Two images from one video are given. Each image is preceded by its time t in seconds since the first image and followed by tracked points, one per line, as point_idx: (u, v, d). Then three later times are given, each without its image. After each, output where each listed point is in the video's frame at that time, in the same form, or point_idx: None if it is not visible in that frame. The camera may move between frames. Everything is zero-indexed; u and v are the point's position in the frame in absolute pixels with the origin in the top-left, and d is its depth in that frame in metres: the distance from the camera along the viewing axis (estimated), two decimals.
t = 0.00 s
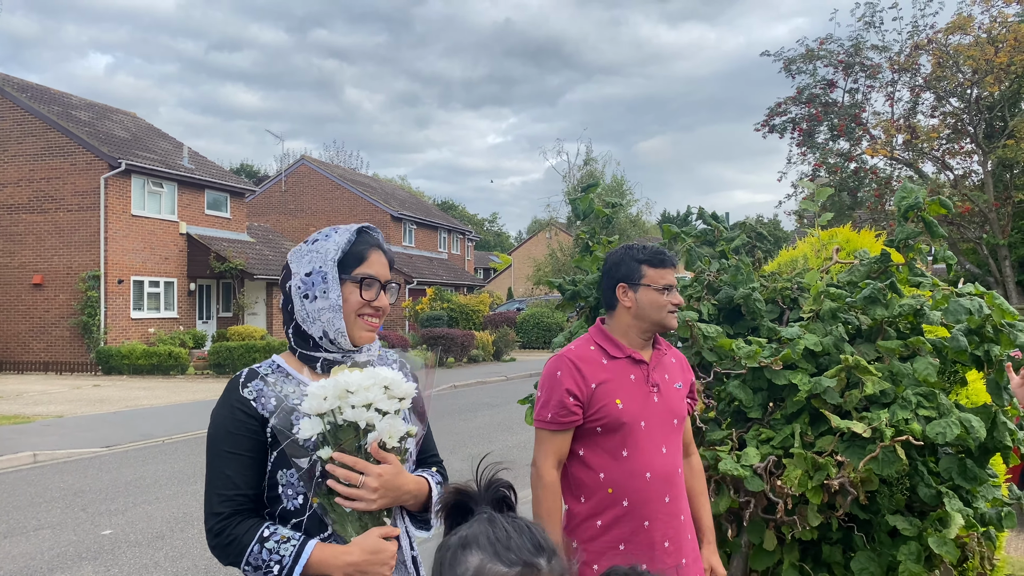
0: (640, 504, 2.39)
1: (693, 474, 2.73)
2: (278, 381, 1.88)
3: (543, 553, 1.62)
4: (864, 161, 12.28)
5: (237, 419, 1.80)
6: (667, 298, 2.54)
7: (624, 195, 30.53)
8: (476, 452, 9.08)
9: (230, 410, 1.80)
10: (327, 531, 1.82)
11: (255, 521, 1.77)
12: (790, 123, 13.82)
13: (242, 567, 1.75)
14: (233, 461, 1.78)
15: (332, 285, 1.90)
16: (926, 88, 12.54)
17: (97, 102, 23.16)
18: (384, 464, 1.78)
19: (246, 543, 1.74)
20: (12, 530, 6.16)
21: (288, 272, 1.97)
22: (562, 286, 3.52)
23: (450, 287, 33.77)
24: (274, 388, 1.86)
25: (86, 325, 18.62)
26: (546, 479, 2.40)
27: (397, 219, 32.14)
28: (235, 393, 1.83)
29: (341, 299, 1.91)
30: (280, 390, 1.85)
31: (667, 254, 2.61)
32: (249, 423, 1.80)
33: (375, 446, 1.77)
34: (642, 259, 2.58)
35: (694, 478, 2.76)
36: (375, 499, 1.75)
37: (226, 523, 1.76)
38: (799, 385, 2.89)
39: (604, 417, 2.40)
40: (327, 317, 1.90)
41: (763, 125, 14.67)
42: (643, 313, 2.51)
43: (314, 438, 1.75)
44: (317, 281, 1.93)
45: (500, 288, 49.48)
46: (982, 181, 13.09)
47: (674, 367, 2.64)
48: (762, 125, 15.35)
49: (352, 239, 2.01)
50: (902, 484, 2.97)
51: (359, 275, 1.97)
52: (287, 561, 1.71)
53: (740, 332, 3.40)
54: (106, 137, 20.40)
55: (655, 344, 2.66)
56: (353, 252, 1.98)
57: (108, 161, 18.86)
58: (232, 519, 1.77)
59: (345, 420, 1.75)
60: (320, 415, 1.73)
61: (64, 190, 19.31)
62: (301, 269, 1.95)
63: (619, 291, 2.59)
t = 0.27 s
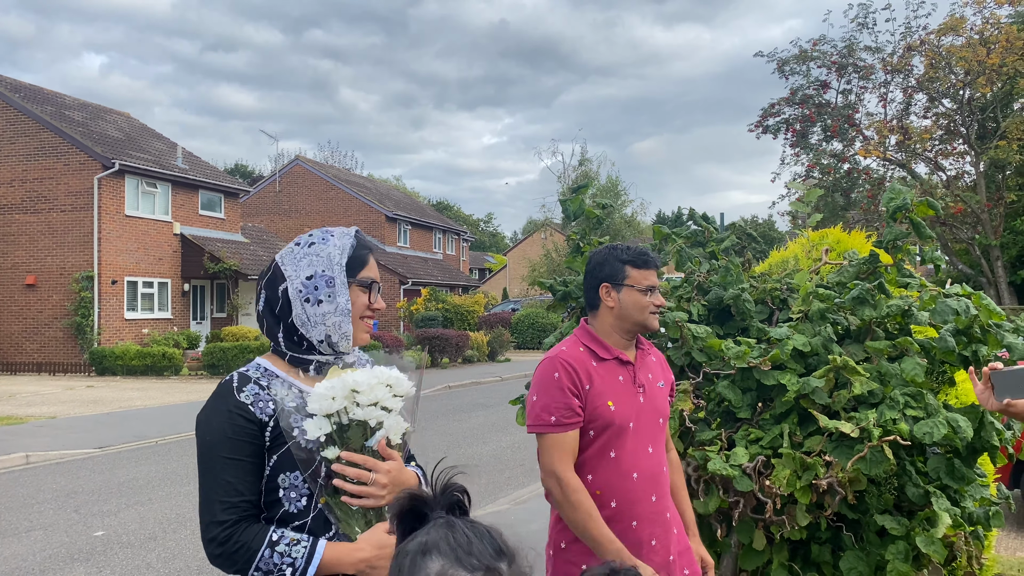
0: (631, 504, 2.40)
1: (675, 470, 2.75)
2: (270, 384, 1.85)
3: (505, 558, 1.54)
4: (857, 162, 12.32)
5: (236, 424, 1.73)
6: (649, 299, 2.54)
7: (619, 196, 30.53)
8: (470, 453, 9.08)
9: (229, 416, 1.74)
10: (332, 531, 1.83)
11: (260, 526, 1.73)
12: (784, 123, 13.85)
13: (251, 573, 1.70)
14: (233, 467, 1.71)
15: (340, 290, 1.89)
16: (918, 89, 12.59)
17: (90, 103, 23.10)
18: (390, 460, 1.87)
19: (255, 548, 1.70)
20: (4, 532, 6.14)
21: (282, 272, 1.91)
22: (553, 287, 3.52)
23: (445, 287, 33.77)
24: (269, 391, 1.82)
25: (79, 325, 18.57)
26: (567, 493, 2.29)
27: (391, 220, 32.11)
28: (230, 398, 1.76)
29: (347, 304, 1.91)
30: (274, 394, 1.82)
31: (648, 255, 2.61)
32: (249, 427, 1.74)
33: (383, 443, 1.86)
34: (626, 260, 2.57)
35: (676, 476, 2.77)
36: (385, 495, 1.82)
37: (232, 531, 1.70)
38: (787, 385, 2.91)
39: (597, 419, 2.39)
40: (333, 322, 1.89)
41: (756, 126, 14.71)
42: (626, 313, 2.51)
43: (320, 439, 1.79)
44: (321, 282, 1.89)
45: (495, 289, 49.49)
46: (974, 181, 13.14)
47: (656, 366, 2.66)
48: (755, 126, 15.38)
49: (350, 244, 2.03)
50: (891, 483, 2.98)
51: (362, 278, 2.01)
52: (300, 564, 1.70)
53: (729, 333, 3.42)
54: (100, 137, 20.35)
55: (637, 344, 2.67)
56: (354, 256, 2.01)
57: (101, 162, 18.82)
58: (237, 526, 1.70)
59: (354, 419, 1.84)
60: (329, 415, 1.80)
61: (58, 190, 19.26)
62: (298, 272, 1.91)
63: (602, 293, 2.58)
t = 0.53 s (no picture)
0: (647, 497, 2.38)
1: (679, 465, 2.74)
2: (254, 380, 1.83)
3: (475, 541, 1.57)
4: (847, 161, 12.38)
5: (228, 422, 1.70)
6: (661, 297, 2.48)
7: (611, 194, 30.57)
8: (461, 451, 9.09)
9: (219, 415, 1.70)
10: (323, 524, 1.85)
11: (255, 523, 1.70)
12: (774, 122, 13.90)
13: (247, 570, 1.68)
14: (226, 466, 1.68)
15: (326, 286, 1.90)
16: (908, 88, 12.65)
17: (80, 99, 22.99)
18: (380, 454, 1.91)
19: (252, 546, 1.67)
20: None
21: (265, 269, 1.90)
22: (542, 285, 3.53)
23: (437, 286, 33.74)
24: (258, 388, 1.81)
25: (69, 323, 18.50)
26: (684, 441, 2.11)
27: (383, 218, 32.07)
28: (219, 396, 1.73)
29: (332, 300, 1.92)
30: (262, 390, 1.81)
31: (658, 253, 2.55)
32: (240, 426, 1.72)
33: (374, 438, 1.90)
34: (638, 258, 2.49)
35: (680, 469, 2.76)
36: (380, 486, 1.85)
37: (228, 529, 1.66)
38: (772, 381, 2.93)
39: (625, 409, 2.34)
40: (318, 318, 1.90)
41: (747, 124, 14.75)
42: (638, 313, 2.45)
43: (311, 433, 1.80)
44: (308, 280, 1.90)
45: (487, 287, 49.48)
46: (963, 180, 13.21)
47: (665, 364, 2.63)
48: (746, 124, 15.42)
49: (334, 240, 2.04)
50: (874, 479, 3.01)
51: (346, 275, 2.02)
52: (297, 558, 1.71)
53: (715, 330, 3.44)
54: (90, 134, 20.26)
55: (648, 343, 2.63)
56: (338, 252, 2.01)
57: (91, 158, 18.74)
58: (232, 524, 1.67)
59: (347, 413, 1.86)
60: (323, 410, 1.81)
61: (47, 187, 19.17)
62: (282, 268, 1.90)
63: (614, 290, 2.52)
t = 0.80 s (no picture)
0: (698, 477, 2.35)
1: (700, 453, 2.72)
2: (231, 372, 1.86)
3: (460, 521, 1.59)
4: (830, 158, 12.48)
5: (203, 413, 1.72)
6: (704, 290, 2.50)
7: (597, 190, 30.65)
8: (445, 445, 9.11)
9: (194, 405, 1.72)
10: (298, 513, 1.87)
11: (230, 512, 1.72)
12: (759, 119, 13.98)
13: (222, 559, 1.70)
14: (202, 456, 1.69)
15: (301, 279, 1.92)
16: (890, 86, 12.76)
17: (63, 92, 22.82)
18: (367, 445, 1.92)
19: (226, 534, 1.69)
20: None
21: (239, 261, 1.92)
22: (524, 278, 3.56)
23: (423, 281, 33.71)
24: (232, 379, 1.83)
25: (52, 317, 18.38)
26: (785, 390, 2.10)
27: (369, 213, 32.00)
28: (194, 387, 1.76)
29: (307, 292, 1.94)
30: (237, 381, 1.84)
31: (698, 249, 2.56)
32: (215, 416, 1.74)
33: (357, 430, 1.91)
34: (681, 253, 2.50)
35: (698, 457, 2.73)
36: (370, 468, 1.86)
37: (204, 518, 1.68)
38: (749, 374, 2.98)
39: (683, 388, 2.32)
40: (294, 309, 1.92)
41: (732, 121, 14.84)
42: (684, 307, 2.47)
43: (290, 424, 1.82)
44: (285, 271, 1.92)
45: (473, 283, 49.49)
46: (945, 178, 13.35)
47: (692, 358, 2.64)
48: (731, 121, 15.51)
49: (308, 232, 2.06)
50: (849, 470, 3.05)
51: (321, 267, 2.05)
52: (273, 547, 1.72)
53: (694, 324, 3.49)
54: (73, 127, 20.12)
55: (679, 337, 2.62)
56: (313, 244, 2.03)
57: (75, 152, 18.62)
58: (207, 513, 1.68)
59: (330, 406, 1.87)
60: (306, 402, 1.83)
61: (30, 181, 19.03)
62: (257, 260, 1.92)
63: (657, 285, 2.51)
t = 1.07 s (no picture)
0: (711, 459, 2.40)
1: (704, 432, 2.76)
2: (206, 362, 1.86)
3: (459, 509, 1.66)
4: (806, 154, 12.60)
5: (177, 403, 1.73)
6: (727, 280, 2.53)
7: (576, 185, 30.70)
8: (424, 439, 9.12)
9: (168, 395, 1.74)
10: (270, 504, 1.87)
11: (200, 502, 1.74)
12: (736, 115, 14.07)
13: (191, 548, 1.71)
14: (174, 446, 1.71)
15: (278, 270, 1.94)
16: (866, 83, 12.90)
17: (36, 82, 22.49)
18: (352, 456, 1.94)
19: (195, 524, 1.70)
20: None
21: (216, 253, 1.93)
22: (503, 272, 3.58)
23: (402, 275, 33.65)
24: (208, 369, 1.84)
25: (25, 310, 18.15)
26: (806, 377, 2.10)
27: (348, 206, 31.84)
28: (169, 376, 1.77)
29: (284, 283, 1.96)
30: (213, 371, 1.84)
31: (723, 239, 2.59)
32: (188, 407, 1.75)
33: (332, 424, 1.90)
34: (706, 243, 2.52)
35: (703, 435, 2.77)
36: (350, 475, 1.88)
37: (173, 508, 1.70)
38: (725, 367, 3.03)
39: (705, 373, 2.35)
40: (270, 300, 1.94)
41: (710, 117, 14.91)
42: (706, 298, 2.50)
43: (260, 414, 1.82)
44: (263, 261, 1.93)
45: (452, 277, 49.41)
46: (918, 174, 13.51)
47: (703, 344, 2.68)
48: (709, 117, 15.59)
49: (285, 223, 2.07)
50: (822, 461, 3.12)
51: (298, 257, 2.06)
52: (242, 536, 1.74)
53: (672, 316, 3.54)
54: (46, 117, 19.85)
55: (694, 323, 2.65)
56: (289, 235, 2.04)
57: (48, 142, 18.36)
58: (177, 502, 1.70)
59: (299, 396, 1.86)
60: (274, 390, 1.82)
61: (2, 171, 18.76)
62: (234, 252, 1.93)
63: (680, 274, 2.54)
